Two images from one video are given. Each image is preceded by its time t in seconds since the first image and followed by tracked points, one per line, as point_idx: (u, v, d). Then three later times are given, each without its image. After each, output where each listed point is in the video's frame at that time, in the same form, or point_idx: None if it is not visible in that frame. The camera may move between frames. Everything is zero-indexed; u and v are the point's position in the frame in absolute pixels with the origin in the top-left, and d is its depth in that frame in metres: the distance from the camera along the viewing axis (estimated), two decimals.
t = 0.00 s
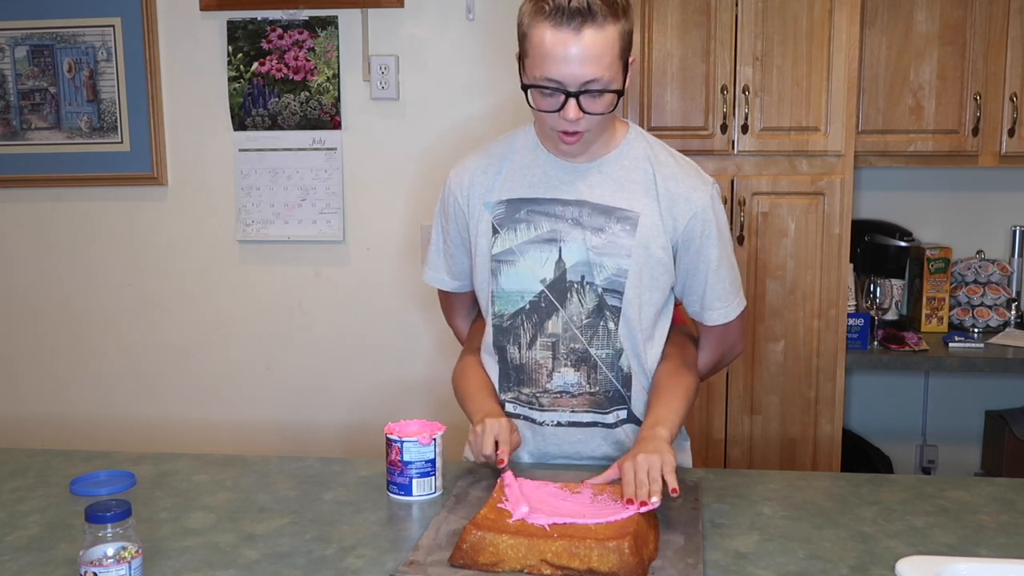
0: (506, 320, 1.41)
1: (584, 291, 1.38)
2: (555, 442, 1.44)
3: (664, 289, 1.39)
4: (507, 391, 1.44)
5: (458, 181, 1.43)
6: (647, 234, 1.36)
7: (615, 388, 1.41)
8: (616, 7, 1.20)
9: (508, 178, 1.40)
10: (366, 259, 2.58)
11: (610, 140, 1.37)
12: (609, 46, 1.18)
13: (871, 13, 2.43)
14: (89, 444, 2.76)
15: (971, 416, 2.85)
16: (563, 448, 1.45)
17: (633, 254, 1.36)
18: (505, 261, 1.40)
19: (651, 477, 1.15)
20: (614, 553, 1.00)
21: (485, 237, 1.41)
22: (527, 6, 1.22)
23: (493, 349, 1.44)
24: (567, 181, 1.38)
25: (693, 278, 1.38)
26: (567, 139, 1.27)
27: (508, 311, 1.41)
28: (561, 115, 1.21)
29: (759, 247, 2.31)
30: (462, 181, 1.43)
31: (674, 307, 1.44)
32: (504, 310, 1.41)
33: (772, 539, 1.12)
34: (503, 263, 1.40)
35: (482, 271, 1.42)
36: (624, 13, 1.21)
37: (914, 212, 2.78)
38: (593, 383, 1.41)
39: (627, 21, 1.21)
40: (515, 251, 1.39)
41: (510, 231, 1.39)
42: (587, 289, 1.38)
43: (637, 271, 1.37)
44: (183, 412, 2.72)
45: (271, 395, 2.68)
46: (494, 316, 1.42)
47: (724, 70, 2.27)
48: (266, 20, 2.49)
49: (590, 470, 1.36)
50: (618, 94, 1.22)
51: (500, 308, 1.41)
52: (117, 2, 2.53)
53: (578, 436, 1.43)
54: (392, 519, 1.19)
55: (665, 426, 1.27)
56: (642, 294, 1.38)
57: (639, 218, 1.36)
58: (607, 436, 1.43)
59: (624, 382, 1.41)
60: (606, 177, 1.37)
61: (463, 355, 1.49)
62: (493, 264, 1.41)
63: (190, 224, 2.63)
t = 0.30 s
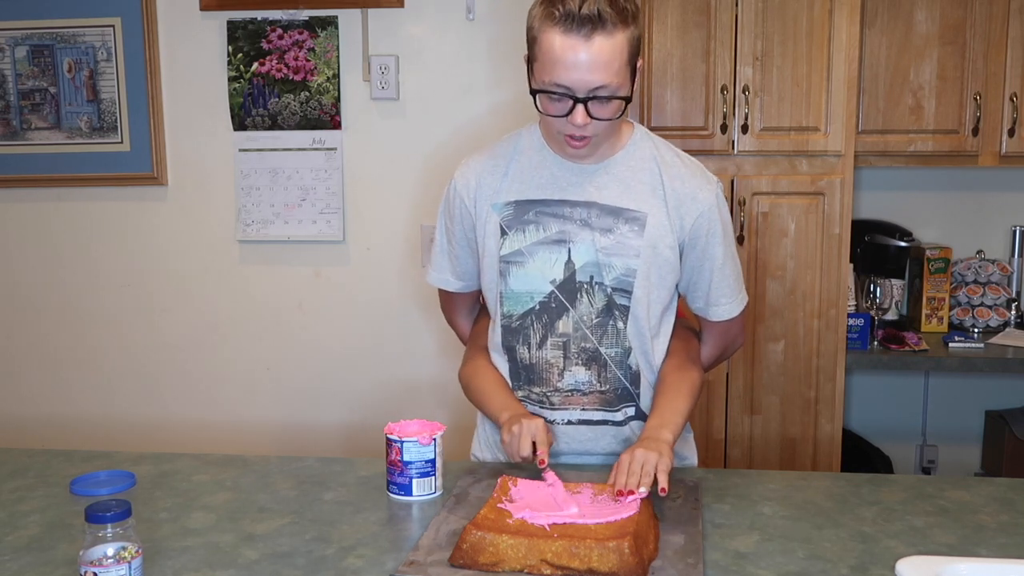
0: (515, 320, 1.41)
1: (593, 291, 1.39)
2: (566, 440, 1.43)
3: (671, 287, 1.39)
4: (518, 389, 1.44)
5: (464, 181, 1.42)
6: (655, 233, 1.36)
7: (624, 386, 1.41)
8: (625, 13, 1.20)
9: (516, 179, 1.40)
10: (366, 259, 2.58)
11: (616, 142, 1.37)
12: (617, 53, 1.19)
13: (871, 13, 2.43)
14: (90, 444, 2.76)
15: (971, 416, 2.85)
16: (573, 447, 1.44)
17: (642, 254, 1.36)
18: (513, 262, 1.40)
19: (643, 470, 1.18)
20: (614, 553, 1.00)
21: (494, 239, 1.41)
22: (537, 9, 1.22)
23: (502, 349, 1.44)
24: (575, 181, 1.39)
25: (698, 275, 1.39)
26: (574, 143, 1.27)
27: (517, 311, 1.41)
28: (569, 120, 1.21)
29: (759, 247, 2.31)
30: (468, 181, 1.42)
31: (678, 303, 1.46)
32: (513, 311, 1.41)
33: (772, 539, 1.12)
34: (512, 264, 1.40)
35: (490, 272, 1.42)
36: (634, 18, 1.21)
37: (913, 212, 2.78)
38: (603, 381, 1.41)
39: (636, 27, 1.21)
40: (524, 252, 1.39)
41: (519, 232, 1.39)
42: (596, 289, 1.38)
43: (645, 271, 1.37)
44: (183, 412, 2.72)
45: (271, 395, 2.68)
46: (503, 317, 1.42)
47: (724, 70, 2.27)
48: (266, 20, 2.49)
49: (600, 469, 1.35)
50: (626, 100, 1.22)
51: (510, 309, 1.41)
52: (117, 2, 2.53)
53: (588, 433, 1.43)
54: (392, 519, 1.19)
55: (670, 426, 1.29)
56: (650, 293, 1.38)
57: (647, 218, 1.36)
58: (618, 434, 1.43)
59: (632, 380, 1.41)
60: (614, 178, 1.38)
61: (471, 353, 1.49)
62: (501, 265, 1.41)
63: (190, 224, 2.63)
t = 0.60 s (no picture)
0: (524, 319, 1.42)
1: (603, 290, 1.39)
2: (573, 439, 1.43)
3: (679, 286, 1.39)
4: (526, 387, 1.44)
5: (473, 180, 1.42)
6: (664, 232, 1.36)
7: (632, 384, 1.41)
8: (639, 12, 1.21)
9: (525, 178, 1.40)
10: (366, 260, 2.58)
11: (624, 142, 1.38)
12: (631, 51, 1.19)
13: (871, 13, 2.43)
14: (90, 444, 2.76)
15: (971, 416, 2.85)
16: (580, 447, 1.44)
17: (651, 253, 1.37)
18: (523, 261, 1.40)
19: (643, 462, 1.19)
20: (614, 553, 1.00)
21: (502, 238, 1.40)
22: (550, 7, 1.23)
23: (510, 348, 1.44)
24: (585, 181, 1.39)
25: (705, 275, 1.40)
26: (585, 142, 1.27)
27: (526, 310, 1.41)
28: (582, 117, 1.22)
29: (759, 247, 2.31)
30: (477, 181, 1.41)
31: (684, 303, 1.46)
32: (522, 310, 1.41)
33: (772, 539, 1.12)
34: (521, 263, 1.40)
35: (499, 271, 1.42)
36: (646, 18, 1.22)
37: (913, 212, 2.78)
38: (612, 380, 1.41)
39: (648, 26, 1.22)
40: (533, 250, 1.40)
41: (528, 231, 1.40)
42: (605, 287, 1.39)
43: (654, 270, 1.37)
44: (183, 412, 2.72)
45: (271, 395, 2.68)
46: (512, 315, 1.42)
47: (724, 70, 2.27)
48: (266, 20, 2.49)
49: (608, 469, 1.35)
50: (639, 98, 1.23)
51: (518, 308, 1.42)
52: (117, 2, 2.53)
53: (596, 433, 1.43)
54: (392, 519, 1.19)
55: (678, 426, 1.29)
56: (659, 292, 1.38)
57: (656, 217, 1.36)
58: (624, 434, 1.43)
59: (640, 378, 1.41)
60: (622, 177, 1.38)
61: (476, 353, 1.48)
62: (510, 264, 1.41)
63: (190, 223, 2.63)
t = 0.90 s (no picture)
0: (532, 318, 1.41)
1: (611, 290, 1.39)
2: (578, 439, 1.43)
3: (687, 288, 1.40)
4: (532, 388, 1.43)
5: (482, 178, 1.42)
6: (674, 234, 1.37)
7: (638, 386, 1.41)
8: (659, 15, 1.22)
9: (534, 177, 1.40)
10: (366, 259, 2.58)
11: (636, 143, 1.38)
12: (650, 53, 1.20)
13: (870, 12, 2.43)
14: (90, 444, 2.76)
15: (971, 416, 2.85)
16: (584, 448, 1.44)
17: (660, 255, 1.37)
18: (531, 260, 1.40)
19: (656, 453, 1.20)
20: (614, 553, 1.00)
21: (511, 237, 1.40)
22: (570, 7, 1.23)
23: (517, 347, 1.43)
24: (595, 181, 1.39)
25: (713, 278, 1.40)
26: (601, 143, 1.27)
27: (534, 309, 1.41)
28: (599, 117, 1.22)
29: (759, 247, 2.31)
30: (487, 179, 1.41)
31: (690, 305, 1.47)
32: (530, 309, 1.41)
33: (772, 539, 1.12)
34: (530, 263, 1.40)
35: (507, 270, 1.41)
36: (666, 21, 1.23)
37: (913, 212, 2.78)
38: (619, 381, 1.41)
39: (668, 30, 1.23)
40: (543, 250, 1.39)
41: (537, 230, 1.39)
42: (614, 288, 1.39)
43: (663, 271, 1.38)
44: (183, 412, 2.72)
45: (271, 395, 2.68)
46: (520, 315, 1.42)
47: (724, 70, 2.27)
48: (266, 20, 2.49)
49: (613, 469, 1.35)
50: (656, 101, 1.23)
51: (526, 307, 1.41)
52: (117, 2, 2.53)
53: (601, 434, 1.43)
54: (392, 519, 1.19)
55: (690, 427, 1.29)
56: (667, 294, 1.39)
57: (666, 219, 1.37)
58: (630, 435, 1.43)
59: (646, 380, 1.41)
60: (632, 178, 1.38)
61: (481, 352, 1.48)
62: (519, 263, 1.41)
63: (189, 223, 2.63)
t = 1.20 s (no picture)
0: (533, 318, 1.41)
1: (612, 291, 1.39)
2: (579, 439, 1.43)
3: (689, 290, 1.40)
4: (531, 389, 1.43)
5: (485, 178, 1.42)
6: (675, 235, 1.37)
7: (639, 388, 1.41)
8: (663, 16, 1.22)
9: (536, 177, 1.41)
10: (366, 260, 2.58)
11: (640, 143, 1.38)
12: (655, 55, 1.20)
13: (871, 12, 2.43)
14: (90, 444, 2.76)
15: (971, 416, 2.85)
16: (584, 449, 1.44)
17: (662, 256, 1.37)
18: (533, 260, 1.40)
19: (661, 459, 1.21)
20: (614, 553, 1.00)
21: (514, 236, 1.41)
22: (574, 10, 1.23)
23: (518, 347, 1.43)
24: (598, 182, 1.39)
25: (716, 280, 1.40)
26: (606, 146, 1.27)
27: (536, 309, 1.41)
28: (604, 120, 1.22)
29: (759, 247, 2.31)
30: (490, 178, 1.42)
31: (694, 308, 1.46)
32: (531, 309, 1.41)
33: (772, 539, 1.12)
34: (532, 262, 1.40)
35: (508, 270, 1.42)
36: (669, 22, 1.23)
37: (913, 212, 2.78)
38: (619, 383, 1.41)
39: (672, 31, 1.23)
40: (544, 250, 1.39)
41: (539, 230, 1.40)
42: (615, 289, 1.39)
43: (665, 272, 1.37)
44: (183, 412, 2.72)
45: (271, 395, 2.68)
46: (521, 315, 1.42)
47: (724, 70, 2.27)
48: (266, 20, 2.49)
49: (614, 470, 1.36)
50: (661, 102, 1.23)
51: (528, 307, 1.41)
52: (117, 2, 2.53)
53: (601, 435, 1.43)
54: (392, 519, 1.19)
55: (691, 429, 1.29)
56: (669, 295, 1.38)
57: (668, 219, 1.37)
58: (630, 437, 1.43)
59: (647, 382, 1.41)
60: (635, 179, 1.38)
61: (483, 352, 1.49)
62: (521, 263, 1.41)
63: (189, 223, 2.63)
